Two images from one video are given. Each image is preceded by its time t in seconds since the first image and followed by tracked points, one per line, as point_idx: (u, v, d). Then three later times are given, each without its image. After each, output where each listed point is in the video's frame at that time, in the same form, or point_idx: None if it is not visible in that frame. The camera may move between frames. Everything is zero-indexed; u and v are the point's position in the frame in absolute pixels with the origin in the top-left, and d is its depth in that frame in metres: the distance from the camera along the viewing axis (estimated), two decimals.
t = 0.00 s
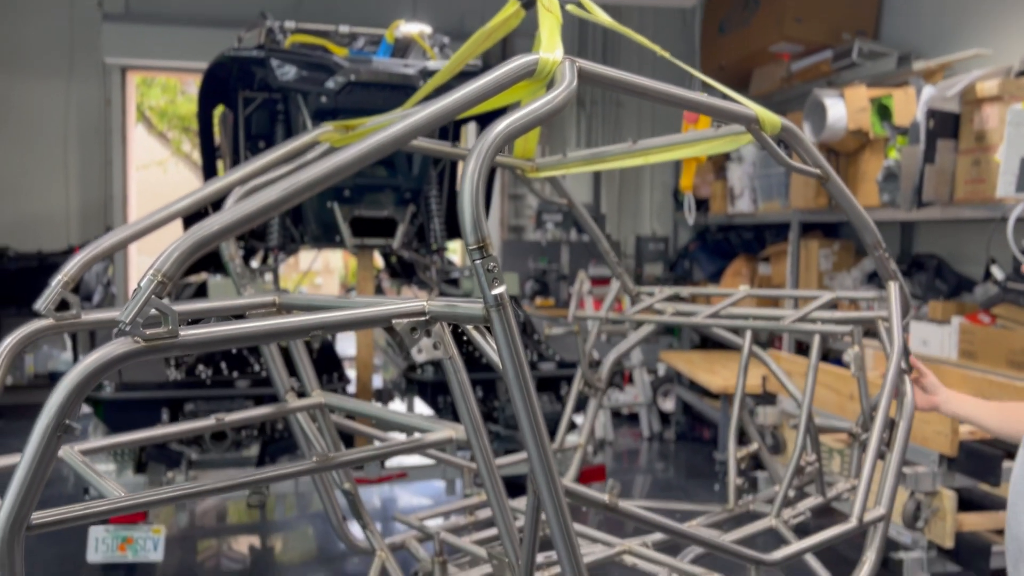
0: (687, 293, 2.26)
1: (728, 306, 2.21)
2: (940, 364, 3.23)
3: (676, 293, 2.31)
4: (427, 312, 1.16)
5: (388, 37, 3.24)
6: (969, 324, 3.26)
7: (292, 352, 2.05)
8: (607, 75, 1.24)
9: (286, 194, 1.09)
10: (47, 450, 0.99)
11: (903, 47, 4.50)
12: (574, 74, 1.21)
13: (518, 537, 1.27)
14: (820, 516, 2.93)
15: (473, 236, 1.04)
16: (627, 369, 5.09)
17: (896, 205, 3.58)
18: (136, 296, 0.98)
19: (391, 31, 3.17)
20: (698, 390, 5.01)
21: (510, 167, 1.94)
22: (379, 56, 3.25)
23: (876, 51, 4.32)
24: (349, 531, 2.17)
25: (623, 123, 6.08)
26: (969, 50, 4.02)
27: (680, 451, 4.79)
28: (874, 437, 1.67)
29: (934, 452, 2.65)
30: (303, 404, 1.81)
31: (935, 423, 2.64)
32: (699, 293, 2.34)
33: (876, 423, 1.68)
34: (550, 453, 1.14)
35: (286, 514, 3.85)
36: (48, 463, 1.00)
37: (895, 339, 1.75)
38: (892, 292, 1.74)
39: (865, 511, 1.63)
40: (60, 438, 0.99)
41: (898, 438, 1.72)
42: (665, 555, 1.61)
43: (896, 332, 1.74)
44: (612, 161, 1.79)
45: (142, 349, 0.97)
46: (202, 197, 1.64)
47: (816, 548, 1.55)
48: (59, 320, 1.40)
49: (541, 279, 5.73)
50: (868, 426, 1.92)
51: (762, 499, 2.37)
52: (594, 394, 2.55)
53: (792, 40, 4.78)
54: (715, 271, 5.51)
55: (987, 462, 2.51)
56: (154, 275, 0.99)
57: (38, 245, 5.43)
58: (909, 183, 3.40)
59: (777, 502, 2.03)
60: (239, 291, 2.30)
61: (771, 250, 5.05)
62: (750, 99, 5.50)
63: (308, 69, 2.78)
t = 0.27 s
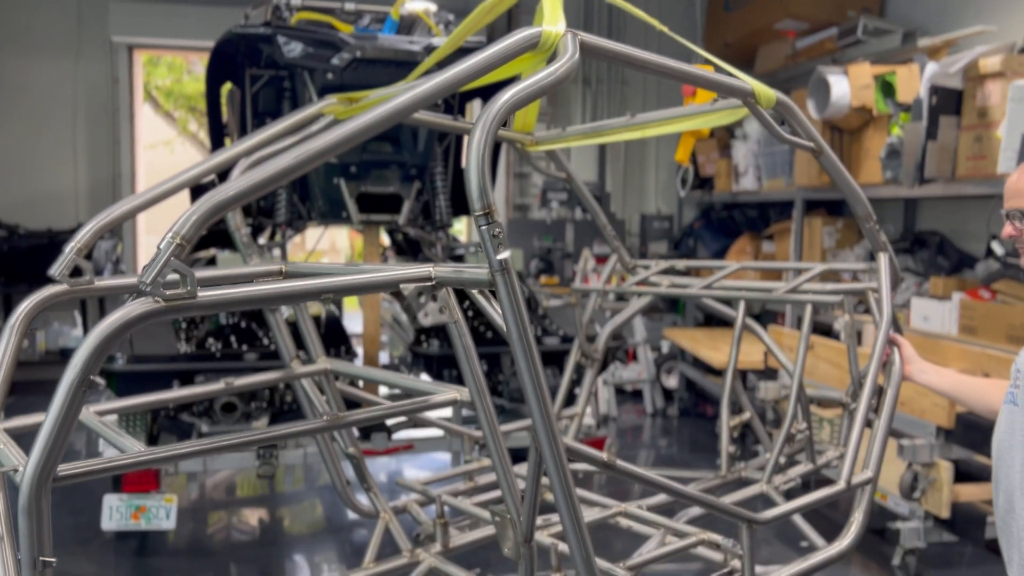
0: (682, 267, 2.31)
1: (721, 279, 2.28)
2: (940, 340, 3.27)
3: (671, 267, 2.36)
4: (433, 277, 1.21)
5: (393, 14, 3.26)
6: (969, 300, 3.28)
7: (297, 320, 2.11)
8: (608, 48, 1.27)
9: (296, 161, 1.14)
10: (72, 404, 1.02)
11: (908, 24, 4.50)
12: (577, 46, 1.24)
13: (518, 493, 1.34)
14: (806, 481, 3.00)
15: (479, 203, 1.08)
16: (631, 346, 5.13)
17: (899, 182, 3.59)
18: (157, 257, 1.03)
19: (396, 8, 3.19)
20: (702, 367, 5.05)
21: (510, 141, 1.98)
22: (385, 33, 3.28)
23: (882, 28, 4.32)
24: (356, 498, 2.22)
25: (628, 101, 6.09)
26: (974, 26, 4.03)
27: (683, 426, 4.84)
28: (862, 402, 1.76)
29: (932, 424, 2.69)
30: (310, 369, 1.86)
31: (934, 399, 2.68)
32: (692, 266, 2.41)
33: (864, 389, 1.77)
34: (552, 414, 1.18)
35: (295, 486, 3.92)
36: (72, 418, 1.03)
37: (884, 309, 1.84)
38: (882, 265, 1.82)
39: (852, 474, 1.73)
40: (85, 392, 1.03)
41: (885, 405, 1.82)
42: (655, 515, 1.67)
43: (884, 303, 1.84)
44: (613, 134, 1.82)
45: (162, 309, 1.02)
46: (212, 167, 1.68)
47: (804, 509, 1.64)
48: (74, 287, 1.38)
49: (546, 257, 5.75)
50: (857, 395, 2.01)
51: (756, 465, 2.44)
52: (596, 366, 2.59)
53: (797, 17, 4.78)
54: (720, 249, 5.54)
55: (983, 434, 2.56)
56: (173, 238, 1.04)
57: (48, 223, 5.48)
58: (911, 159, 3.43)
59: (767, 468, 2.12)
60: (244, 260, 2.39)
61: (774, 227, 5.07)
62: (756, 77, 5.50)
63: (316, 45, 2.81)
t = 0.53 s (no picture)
0: (684, 245, 2.34)
1: (722, 258, 2.29)
2: (939, 318, 3.30)
3: (677, 246, 2.37)
4: (437, 250, 1.24)
5: None
6: (969, 280, 3.31)
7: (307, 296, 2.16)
8: (610, 26, 1.29)
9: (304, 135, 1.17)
10: (90, 368, 1.05)
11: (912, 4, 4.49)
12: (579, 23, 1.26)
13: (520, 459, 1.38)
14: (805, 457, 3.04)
15: (481, 175, 1.11)
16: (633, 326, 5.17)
17: (900, 161, 3.61)
18: (171, 227, 1.06)
19: None
20: (703, 347, 5.10)
21: (515, 120, 2.00)
22: (389, 12, 3.29)
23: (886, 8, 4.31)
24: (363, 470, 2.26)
25: (631, 81, 6.09)
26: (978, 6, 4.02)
27: (685, 405, 4.89)
28: (859, 375, 1.79)
29: (930, 401, 2.72)
30: (318, 343, 1.89)
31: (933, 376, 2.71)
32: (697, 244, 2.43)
33: (863, 363, 1.80)
34: (551, 380, 1.22)
35: (301, 462, 3.98)
36: (89, 383, 1.07)
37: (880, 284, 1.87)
38: (880, 242, 1.85)
39: (848, 447, 1.76)
40: (104, 355, 1.06)
41: (882, 380, 1.85)
42: (656, 486, 1.69)
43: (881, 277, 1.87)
44: (616, 113, 1.85)
45: (174, 277, 1.06)
46: (222, 143, 1.72)
47: (801, 480, 1.68)
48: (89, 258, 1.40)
49: (549, 237, 5.79)
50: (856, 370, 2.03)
51: (755, 440, 2.48)
52: (598, 344, 2.62)
53: None
54: (723, 230, 5.56)
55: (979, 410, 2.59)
56: (185, 209, 1.08)
57: (55, 203, 5.53)
58: (914, 139, 3.43)
59: (768, 443, 2.15)
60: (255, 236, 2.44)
61: (777, 208, 5.08)
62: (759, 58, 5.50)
63: (320, 25, 2.83)
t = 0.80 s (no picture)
0: (692, 224, 2.35)
1: (728, 237, 2.31)
2: (940, 299, 3.32)
3: (685, 225, 2.39)
4: (441, 226, 1.27)
5: None
6: (970, 261, 3.33)
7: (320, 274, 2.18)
8: (613, 3, 1.31)
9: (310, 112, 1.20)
10: (104, 339, 1.08)
11: None
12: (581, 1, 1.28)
13: (524, 430, 1.41)
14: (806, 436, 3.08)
15: (483, 150, 1.14)
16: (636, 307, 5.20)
17: (903, 143, 3.61)
18: (181, 201, 1.10)
19: None
20: (706, 328, 5.12)
21: (524, 100, 2.02)
22: None
23: None
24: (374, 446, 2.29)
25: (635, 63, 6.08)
26: None
27: (687, 386, 4.92)
28: (863, 350, 1.81)
29: (929, 379, 2.73)
30: (330, 319, 1.92)
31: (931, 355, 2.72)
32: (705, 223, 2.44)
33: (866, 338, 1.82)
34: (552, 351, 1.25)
35: (307, 441, 4.03)
36: (104, 353, 1.10)
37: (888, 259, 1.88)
38: (887, 218, 1.86)
39: (852, 421, 1.79)
40: (117, 326, 1.09)
41: (888, 355, 1.86)
42: (664, 461, 1.73)
43: (888, 253, 1.88)
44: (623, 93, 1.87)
45: (185, 250, 1.09)
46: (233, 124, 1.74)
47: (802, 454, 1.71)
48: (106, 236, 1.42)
49: (552, 219, 5.79)
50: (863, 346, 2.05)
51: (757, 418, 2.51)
52: (608, 323, 2.64)
53: None
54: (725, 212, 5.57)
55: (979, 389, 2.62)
56: (196, 183, 1.12)
57: (60, 185, 5.54)
58: (916, 121, 3.43)
59: (776, 420, 2.17)
60: (268, 215, 2.48)
61: (780, 189, 5.09)
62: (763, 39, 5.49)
63: (324, 6, 2.83)
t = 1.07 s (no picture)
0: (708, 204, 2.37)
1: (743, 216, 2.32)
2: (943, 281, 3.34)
3: (700, 204, 2.40)
4: (455, 205, 1.27)
5: None
6: (974, 243, 3.35)
7: (339, 254, 2.20)
8: None
9: (327, 92, 1.22)
10: (129, 315, 1.11)
11: None
12: None
13: (537, 405, 1.44)
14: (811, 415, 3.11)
15: (494, 129, 1.17)
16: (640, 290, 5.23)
17: (908, 126, 3.63)
18: (201, 180, 1.12)
19: None
20: (709, 311, 5.15)
21: (540, 81, 2.04)
22: None
23: None
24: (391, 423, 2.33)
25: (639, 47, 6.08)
26: None
27: (690, 368, 4.96)
28: (876, 328, 1.83)
29: (932, 360, 2.77)
30: (350, 298, 1.94)
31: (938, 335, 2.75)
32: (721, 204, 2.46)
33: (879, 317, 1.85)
34: (564, 325, 1.27)
35: (314, 422, 4.07)
36: (129, 327, 1.12)
37: (901, 238, 1.90)
38: (901, 196, 1.88)
39: (864, 399, 1.82)
40: (142, 301, 1.12)
41: (900, 334, 1.88)
42: (677, 436, 1.78)
43: (902, 232, 1.90)
44: (638, 73, 1.88)
45: (207, 227, 1.12)
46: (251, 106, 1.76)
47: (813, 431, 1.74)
48: (131, 216, 1.41)
49: (556, 203, 5.82)
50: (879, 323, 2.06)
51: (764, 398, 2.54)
52: (627, 302, 2.66)
53: None
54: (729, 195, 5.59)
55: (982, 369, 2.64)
56: (217, 162, 1.12)
57: (65, 167, 5.56)
58: (921, 106, 3.46)
59: (790, 399, 2.20)
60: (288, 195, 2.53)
61: (784, 172, 5.10)
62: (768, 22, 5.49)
63: None
